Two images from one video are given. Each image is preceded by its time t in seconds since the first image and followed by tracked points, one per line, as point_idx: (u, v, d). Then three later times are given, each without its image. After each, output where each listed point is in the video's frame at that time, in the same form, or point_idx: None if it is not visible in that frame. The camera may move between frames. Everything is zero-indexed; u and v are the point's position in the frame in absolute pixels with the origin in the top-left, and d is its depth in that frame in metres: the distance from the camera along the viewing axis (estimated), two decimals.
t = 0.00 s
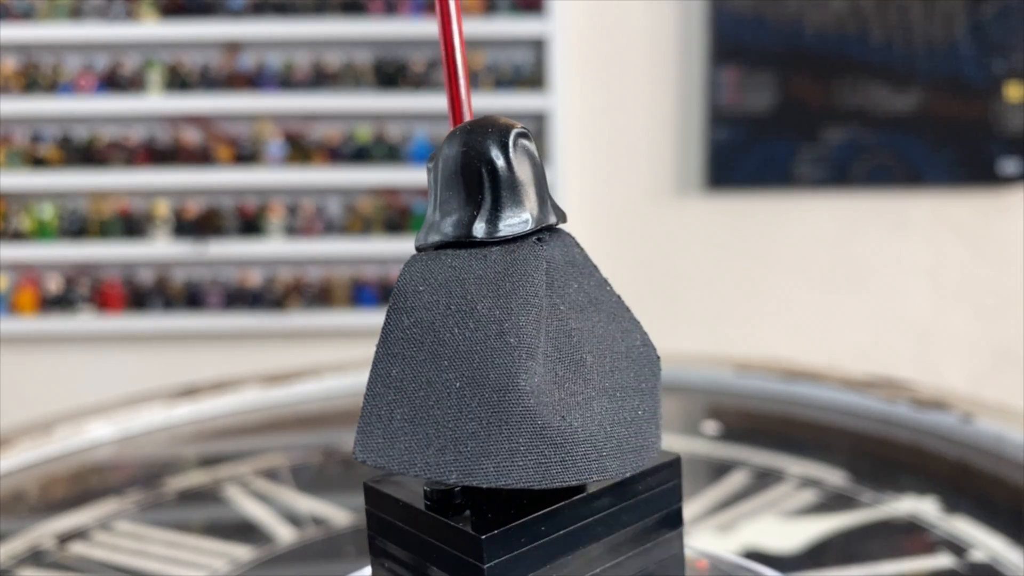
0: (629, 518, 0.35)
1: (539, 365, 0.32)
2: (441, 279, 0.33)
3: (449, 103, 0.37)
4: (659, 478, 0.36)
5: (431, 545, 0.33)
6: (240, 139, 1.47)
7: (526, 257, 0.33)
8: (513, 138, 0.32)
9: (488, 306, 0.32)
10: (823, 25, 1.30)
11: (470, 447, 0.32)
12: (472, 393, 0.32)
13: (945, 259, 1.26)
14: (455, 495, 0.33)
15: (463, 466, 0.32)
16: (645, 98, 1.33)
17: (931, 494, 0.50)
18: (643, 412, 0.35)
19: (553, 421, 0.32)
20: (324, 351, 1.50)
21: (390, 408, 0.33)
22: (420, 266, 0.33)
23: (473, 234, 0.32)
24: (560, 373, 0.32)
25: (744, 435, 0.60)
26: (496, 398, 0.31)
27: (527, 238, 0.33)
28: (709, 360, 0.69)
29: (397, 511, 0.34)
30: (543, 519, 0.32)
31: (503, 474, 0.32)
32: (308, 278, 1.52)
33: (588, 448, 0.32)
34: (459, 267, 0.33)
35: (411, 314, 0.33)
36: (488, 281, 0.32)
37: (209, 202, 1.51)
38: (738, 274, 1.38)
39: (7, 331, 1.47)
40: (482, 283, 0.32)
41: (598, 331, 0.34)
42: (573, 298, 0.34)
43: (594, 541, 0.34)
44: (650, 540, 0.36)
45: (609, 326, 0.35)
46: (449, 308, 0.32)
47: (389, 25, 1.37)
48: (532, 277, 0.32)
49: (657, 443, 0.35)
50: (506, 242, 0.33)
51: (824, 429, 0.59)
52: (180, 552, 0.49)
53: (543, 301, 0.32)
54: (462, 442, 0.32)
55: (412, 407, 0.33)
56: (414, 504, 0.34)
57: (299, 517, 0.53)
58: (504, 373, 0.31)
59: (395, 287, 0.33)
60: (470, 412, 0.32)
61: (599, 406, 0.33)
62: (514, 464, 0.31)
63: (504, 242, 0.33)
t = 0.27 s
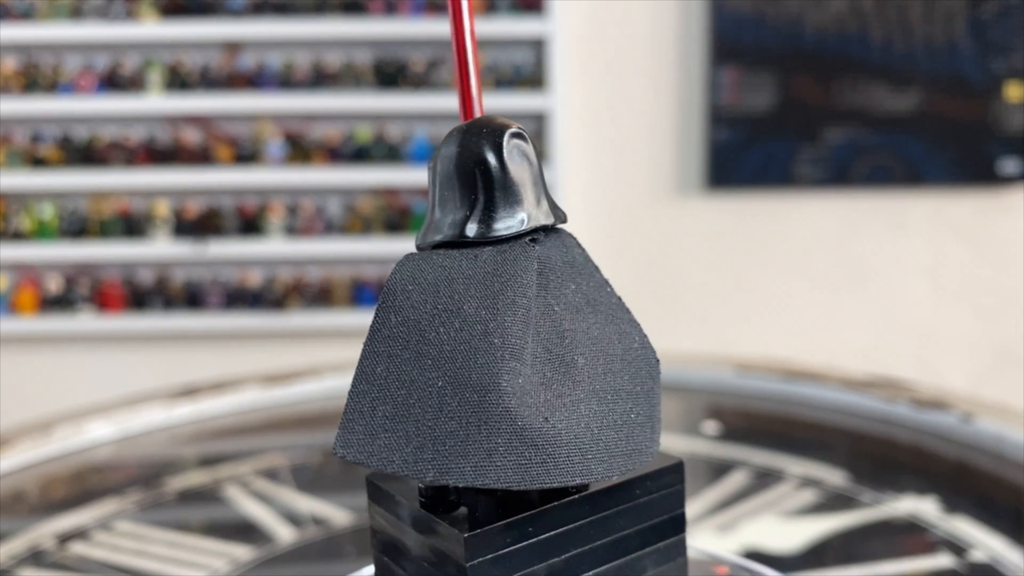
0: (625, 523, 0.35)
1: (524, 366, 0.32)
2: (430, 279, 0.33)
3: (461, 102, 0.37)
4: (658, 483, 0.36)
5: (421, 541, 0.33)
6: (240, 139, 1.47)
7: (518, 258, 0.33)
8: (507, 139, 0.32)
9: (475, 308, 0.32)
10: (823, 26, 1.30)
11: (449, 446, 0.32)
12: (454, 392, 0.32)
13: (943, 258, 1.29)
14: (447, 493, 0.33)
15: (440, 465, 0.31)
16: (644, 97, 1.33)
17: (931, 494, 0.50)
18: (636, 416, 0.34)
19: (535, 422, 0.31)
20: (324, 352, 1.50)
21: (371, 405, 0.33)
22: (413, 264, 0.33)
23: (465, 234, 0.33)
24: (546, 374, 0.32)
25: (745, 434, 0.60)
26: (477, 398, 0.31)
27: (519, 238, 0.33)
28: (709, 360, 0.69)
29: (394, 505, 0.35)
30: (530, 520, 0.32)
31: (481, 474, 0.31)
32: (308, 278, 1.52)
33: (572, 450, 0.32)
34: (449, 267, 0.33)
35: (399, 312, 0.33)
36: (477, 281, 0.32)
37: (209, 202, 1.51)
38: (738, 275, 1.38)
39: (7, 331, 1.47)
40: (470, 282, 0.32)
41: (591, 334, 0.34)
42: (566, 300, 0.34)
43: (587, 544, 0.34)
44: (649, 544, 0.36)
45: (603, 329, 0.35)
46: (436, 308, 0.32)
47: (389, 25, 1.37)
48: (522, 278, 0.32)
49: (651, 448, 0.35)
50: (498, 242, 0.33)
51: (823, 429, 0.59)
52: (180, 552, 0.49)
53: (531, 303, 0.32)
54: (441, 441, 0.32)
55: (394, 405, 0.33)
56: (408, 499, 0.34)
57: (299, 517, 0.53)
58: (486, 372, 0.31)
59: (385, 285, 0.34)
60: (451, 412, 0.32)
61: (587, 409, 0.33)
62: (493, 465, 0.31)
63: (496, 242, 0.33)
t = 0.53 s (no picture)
0: (621, 526, 0.35)
1: (509, 367, 0.32)
2: (420, 279, 0.33)
3: (472, 102, 0.36)
4: (657, 487, 0.36)
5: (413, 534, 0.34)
6: (240, 139, 1.47)
7: (510, 259, 0.33)
8: (502, 140, 0.32)
9: (463, 308, 0.32)
10: (823, 26, 1.30)
11: (430, 444, 0.32)
12: (437, 391, 0.32)
13: (945, 257, 1.26)
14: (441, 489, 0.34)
15: (422, 463, 0.31)
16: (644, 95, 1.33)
17: (931, 494, 0.50)
18: (627, 419, 0.34)
19: (517, 424, 0.31)
20: (324, 352, 1.50)
21: (355, 401, 0.33)
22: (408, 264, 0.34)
23: (459, 234, 0.33)
24: (532, 376, 0.32)
25: (745, 434, 0.60)
26: (460, 398, 0.31)
27: (511, 239, 0.33)
28: (709, 360, 0.69)
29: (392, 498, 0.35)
30: (519, 521, 0.32)
31: (462, 474, 0.31)
32: (308, 278, 1.51)
33: (556, 452, 0.32)
34: (440, 267, 0.33)
35: (386, 310, 0.33)
36: (466, 282, 0.32)
37: (209, 202, 1.51)
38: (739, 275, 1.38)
39: (7, 331, 1.47)
40: (459, 283, 0.32)
41: (583, 336, 0.34)
42: (559, 301, 0.34)
43: (580, 547, 0.34)
44: (648, 549, 0.36)
45: (597, 331, 0.35)
46: (424, 307, 0.33)
47: (389, 25, 1.37)
48: (510, 279, 0.32)
49: (643, 451, 0.34)
50: (488, 244, 0.33)
51: (824, 429, 0.59)
52: (180, 552, 0.49)
53: (520, 303, 0.32)
54: (423, 440, 0.32)
55: (377, 403, 0.33)
56: (404, 493, 0.34)
57: (299, 517, 0.53)
58: (469, 373, 0.31)
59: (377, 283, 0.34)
60: (434, 411, 0.32)
61: (574, 410, 0.33)
62: (473, 465, 0.31)
63: (487, 243, 0.33)
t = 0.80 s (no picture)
0: (615, 530, 0.35)
1: (493, 367, 0.32)
2: (412, 279, 0.33)
3: (483, 101, 0.37)
4: (655, 491, 0.35)
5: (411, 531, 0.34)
6: (240, 139, 1.47)
7: (500, 259, 0.33)
8: (497, 141, 0.33)
9: (451, 307, 0.32)
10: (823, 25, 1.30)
11: (412, 442, 0.32)
12: (421, 389, 0.32)
13: (945, 258, 1.30)
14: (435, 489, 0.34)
15: (403, 460, 0.32)
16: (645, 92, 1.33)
17: (932, 494, 0.50)
18: (618, 423, 0.34)
19: (497, 424, 0.31)
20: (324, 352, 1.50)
21: (343, 397, 0.34)
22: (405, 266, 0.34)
23: (454, 234, 0.33)
24: (518, 377, 0.32)
25: (744, 435, 0.60)
26: (443, 396, 0.32)
27: (502, 239, 0.33)
28: (709, 360, 0.69)
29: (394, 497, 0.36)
30: (507, 521, 0.33)
31: (441, 473, 0.31)
32: (308, 278, 1.51)
33: (538, 454, 0.32)
34: (432, 268, 0.33)
35: (377, 309, 0.34)
36: (455, 283, 0.33)
37: (208, 202, 1.51)
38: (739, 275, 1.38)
39: (8, 331, 1.47)
40: (449, 283, 0.33)
41: (574, 338, 0.34)
42: (552, 302, 0.34)
43: (571, 549, 0.34)
44: (646, 553, 0.36)
45: (591, 333, 0.34)
46: (414, 306, 0.33)
47: (389, 26, 1.37)
48: (499, 280, 0.33)
49: (635, 456, 0.34)
50: (480, 245, 0.33)
51: (824, 429, 0.59)
52: (180, 552, 0.49)
53: (508, 304, 0.32)
54: (406, 437, 0.32)
55: (364, 400, 0.33)
56: (403, 492, 0.35)
57: (299, 517, 0.53)
58: (452, 371, 0.32)
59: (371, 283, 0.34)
60: (418, 409, 0.32)
61: (561, 412, 0.33)
62: (452, 464, 0.31)
63: (480, 242, 0.33)
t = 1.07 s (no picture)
0: (609, 534, 0.35)
1: (480, 367, 0.32)
2: (404, 278, 0.34)
3: (495, 97, 0.37)
4: (651, 496, 0.35)
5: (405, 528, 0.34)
6: (240, 139, 1.47)
7: (491, 260, 0.33)
8: (491, 142, 0.33)
9: (440, 307, 0.33)
10: (823, 25, 1.30)
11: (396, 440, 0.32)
12: (407, 388, 0.32)
13: (944, 258, 1.34)
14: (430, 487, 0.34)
15: (387, 458, 0.32)
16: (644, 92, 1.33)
17: (931, 494, 0.50)
18: (607, 426, 0.34)
19: (481, 424, 0.31)
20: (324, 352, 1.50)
21: (333, 393, 0.34)
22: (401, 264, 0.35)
23: (448, 234, 0.34)
24: (505, 377, 0.32)
25: (745, 435, 0.60)
26: (428, 395, 0.32)
27: (496, 240, 0.33)
28: (709, 360, 0.69)
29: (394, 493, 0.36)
30: (496, 520, 0.33)
31: (424, 471, 0.32)
32: (308, 278, 1.51)
33: (522, 455, 0.32)
34: (424, 267, 0.34)
35: (369, 307, 0.34)
36: (446, 283, 0.33)
37: (208, 202, 1.51)
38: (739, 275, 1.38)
39: (8, 331, 1.47)
40: (440, 283, 0.33)
41: (565, 339, 0.34)
42: (545, 303, 0.34)
43: (563, 551, 0.34)
44: (641, 558, 0.36)
45: (583, 334, 0.34)
46: (404, 305, 0.33)
47: (389, 25, 1.37)
48: (489, 280, 0.33)
49: (623, 459, 0.34)
50: (474, 245, 0.34)
51: (824, 428, 0.59)
52: (181, 552, 0.49)
53: (497, 304, 0.33)
54: (390, 435, 0.32)
55: (351, 397, 0.33)
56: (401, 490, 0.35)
57: (299, 517, 0.53)
58: (438, 371, 0.32)
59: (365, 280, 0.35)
60: (403, 407, 0.32)
61: (547, 414, 0.33)
62: (434, 462, 0.32)
63: (474, 243, 0.34)
